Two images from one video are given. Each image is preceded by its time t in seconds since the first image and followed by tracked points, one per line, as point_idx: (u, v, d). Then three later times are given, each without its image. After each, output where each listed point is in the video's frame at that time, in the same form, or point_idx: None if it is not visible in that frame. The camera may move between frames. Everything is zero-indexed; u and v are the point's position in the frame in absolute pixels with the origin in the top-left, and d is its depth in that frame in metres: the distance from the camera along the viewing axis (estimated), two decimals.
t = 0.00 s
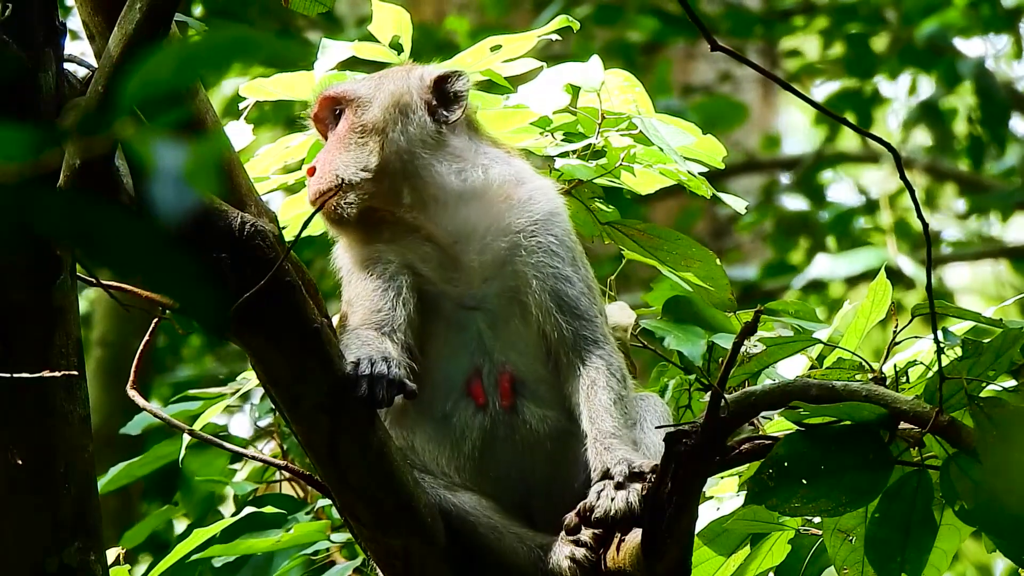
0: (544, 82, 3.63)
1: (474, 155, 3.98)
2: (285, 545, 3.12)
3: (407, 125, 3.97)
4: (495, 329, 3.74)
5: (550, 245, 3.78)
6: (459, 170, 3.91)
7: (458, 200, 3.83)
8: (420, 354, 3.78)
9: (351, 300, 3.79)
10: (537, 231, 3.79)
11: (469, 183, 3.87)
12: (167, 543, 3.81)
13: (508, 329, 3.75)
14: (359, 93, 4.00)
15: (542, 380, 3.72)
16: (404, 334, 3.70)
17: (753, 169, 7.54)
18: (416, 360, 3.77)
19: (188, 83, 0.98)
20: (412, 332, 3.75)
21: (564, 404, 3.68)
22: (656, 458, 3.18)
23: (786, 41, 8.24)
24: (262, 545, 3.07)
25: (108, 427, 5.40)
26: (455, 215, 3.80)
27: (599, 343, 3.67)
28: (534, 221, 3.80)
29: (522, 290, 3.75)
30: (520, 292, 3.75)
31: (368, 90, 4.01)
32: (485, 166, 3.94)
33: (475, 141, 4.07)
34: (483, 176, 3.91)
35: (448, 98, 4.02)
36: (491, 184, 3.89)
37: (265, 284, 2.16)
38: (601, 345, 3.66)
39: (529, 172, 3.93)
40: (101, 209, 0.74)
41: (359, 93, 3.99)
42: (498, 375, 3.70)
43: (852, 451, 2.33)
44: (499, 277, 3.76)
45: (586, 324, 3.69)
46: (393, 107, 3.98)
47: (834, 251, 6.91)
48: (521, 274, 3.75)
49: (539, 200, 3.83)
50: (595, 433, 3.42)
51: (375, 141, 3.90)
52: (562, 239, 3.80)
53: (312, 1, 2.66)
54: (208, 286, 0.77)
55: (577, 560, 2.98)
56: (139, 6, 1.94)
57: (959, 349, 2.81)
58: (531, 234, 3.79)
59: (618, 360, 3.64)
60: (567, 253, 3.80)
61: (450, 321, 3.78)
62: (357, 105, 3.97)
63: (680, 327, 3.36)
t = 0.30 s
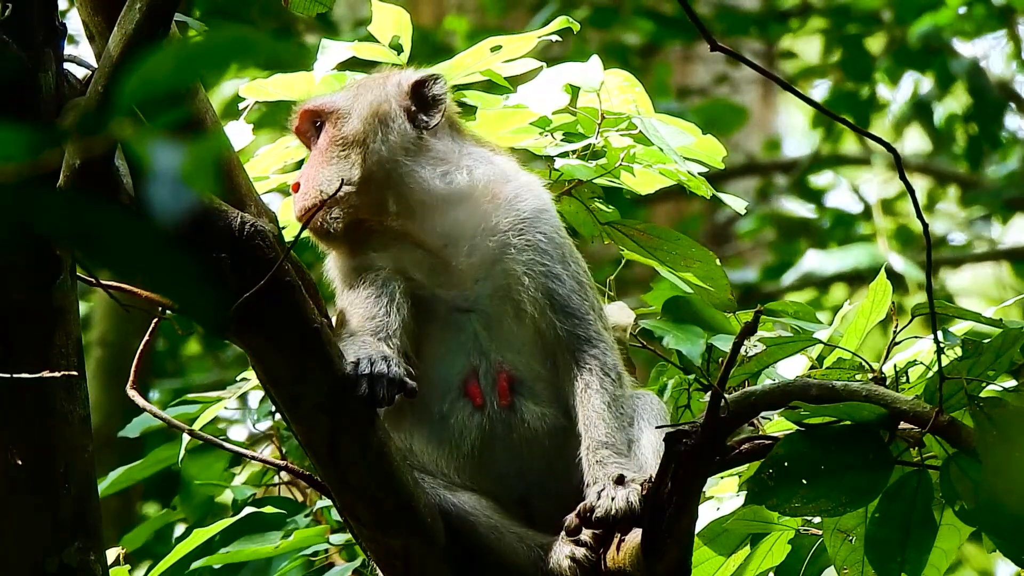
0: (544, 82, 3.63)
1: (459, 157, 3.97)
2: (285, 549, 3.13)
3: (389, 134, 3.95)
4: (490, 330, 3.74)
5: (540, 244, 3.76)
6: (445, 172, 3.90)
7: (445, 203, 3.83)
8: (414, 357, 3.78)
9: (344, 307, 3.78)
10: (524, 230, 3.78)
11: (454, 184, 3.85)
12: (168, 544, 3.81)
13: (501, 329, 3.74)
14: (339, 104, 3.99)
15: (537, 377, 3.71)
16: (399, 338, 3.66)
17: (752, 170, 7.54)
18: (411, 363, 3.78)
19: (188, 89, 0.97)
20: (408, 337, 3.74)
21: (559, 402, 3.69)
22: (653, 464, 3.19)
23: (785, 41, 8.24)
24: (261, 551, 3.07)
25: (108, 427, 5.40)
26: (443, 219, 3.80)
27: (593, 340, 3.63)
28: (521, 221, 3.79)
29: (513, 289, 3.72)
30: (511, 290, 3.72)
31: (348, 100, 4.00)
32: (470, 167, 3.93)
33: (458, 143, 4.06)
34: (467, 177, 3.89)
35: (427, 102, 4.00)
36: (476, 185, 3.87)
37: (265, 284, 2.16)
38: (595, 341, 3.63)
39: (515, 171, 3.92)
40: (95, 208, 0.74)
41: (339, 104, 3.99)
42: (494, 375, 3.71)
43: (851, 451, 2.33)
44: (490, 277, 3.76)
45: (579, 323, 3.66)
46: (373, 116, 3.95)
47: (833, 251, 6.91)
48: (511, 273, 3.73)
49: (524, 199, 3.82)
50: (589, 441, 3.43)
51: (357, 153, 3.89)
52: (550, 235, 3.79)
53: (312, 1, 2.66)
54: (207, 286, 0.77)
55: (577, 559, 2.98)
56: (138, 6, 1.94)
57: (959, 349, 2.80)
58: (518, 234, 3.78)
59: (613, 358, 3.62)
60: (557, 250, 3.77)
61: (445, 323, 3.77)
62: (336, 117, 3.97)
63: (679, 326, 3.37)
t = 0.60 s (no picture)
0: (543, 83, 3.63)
1: (439, 160, 3.93)
2: (283, 548, 3.11)
3: (364, 145, 3.91)
4: (474, 334, 3.74)
5: (518, 245, 3.71)
6: (421, 178, 3.86)
7: (423, 209, 3.79)
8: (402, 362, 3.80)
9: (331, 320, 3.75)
10: (500, 233, 3.73)
11: (431, 190, 3.82)
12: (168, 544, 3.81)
13: (485, 334, 3.74)
14: (315, 113, 3.97)
15: (521, 378, 3.71)
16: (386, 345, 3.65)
17: (752, 170, 7.54)
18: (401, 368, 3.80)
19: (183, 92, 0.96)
20: (395, 343, 3.75)
21: (545, 402, 3.70)
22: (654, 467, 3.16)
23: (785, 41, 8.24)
24: (260, 551, 3.06)
25: (108, 426, 5.39)
26: (421, 225, 3.78)
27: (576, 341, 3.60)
28: (498, 225, 3.75)
29: (492, 293, 3.70)
30: (492, 294, 3.70)
31: (322, 108, 3.98)
32: (448, 170, 3.90)
33: (436, 147, 4.01)
34: (442, 183, 3.84)
35: (400, 107, 3.96)
36: (452, 190, 3.83)
37: (266, 284, 2.16)
38: (578, 341, 3.59)
39: (493, 174, 3.89)
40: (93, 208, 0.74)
41: (314, 113, 3.97)
42: (479, 379, 3.73)
43: (852, 451, 2.34)
44: (470, 281, 3.74)
45: (560, 322, 3.61)
46: (349, 127, 3.92)
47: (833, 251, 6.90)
48: (490, 278, 3.70)
49: (500, 201, 3.78)
50: (578, 441, 3.42)
51: (334, 164, 3.89)
52: (527, 236, 3.74)
53: (312, 1, 2.66)
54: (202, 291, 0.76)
55: (577, 559, 3.01)
56: (138, 6, 1.94)
57: (960, 349, 2.80)
58: (494, 237, 3.73)
59: (600, 354, 3.59)
60: (535, 251, 3.72)
61: (429, 328, 3.78)
62: (313, 128, 3.95)
63: (680, 325, 3.37)
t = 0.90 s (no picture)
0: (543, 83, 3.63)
1: (441, 161, 3.96)
2: (283, 549, 3.12)
3: (368, 146, 3.93)
4: (474, 335, 3.74)
5: (520, 248, 3.73)
6: (424, 179, 3.88)
7: (426, 210, 3.81)
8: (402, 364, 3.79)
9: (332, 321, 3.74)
10: (503, 233, 3.75)
11: (434, 192, 3.84)
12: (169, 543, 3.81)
13: (486, 335, 3.73)
14: (317, 114, 3.98)
15: (521, 380, 3.70)
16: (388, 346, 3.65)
17: (752, 170, 7.54)
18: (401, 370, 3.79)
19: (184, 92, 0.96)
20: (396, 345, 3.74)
21: (545, 403, 3.70)
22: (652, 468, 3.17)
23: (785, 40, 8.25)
24: (260, 553, 3.07)
25: (108, 426, 5.39)
26: (424, 226, 3.79)
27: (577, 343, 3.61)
28: (500, 226, 3.77)
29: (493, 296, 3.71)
30: (493, 296, 3.71)
31: (325, 109, 3.99)
32: (450, 172, 3.92)
33: (438, 149, 4.03)
34: (445, 184, 3.88)
35: (403, 108, 3.97)
36: (455, 192, 3.86)
37: (265, 284, 2.16)
38: (578, 343, 3.60)
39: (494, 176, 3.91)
40: (87, 210, 0.74)
41: (316, 114, 3.98)
42: (479, 380, 3.72)
43: (852, 451, 2.33)
44: (472, 282, 3.75)
45: (562, 323, 3.63)
46: (352, 127, 3.93)
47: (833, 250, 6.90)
48: (491, 279, 3.71)
49: (503, 202, 3.81)
50: (578, 443, 3.42)
51: (338, 165, 3.90)
52: (530, 237, 3.75)
53: (312, 1, 2.66)
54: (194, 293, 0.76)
55: (577, 558, 3.00)
56: (138, 6, 1.94)
57: (960, 349, 2.80)
58: (497, 238, 3.75)
59: (600, 356, 3.60)
60: (537, 252, 3.74)
61: (430, 329, 3.77)
62: (316, 129, 3.96)
63: (681, 326, 3.36)
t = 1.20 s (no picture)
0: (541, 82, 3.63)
1: (456, 159, 3.96)
2: (284, 547, 3.12)
3: (384, 140, 3.93)
4: (481, 334, 3.74)
5: (535, 246, 3.73)
6: (439, 176, 3.87)
7: (439, 207, 3.80)
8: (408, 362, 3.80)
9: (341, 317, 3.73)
10: (517, 232, 3.74)
11: (450, 190, 3.82)
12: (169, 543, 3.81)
13: (494, 335, 3.73)
14: (335, 106, 3.98)
15: (527, 380, 3.71)
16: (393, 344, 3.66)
17: (752, 169, 7.54)
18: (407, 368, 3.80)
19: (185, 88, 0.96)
20: (402, 344, 3.75)
21: (551, 404, 3.69)
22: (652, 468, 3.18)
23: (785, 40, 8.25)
24: (261, 548, 3.06)
25: (107, 426, 5.39)
26: (435, 223, 3.78)
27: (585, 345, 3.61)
28: (515, 224, 3.76)
29: (503, 295, 3.71)
30: (502, 296, 3.71)
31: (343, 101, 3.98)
32: (464, 168, 3.91)
33: (452, 147, 4.04)
34: (461, 180, 3.86)
35: (422, 104, 3.98)
36: (470, 189, 3.84)
37: (265, 284, 2.16)
38: (587, 346, 3.60)
39: (509, 174, 3.90)
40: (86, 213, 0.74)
41: (335, 105, 3.97)
42: (485, 379, 3.71)
43: (851, 450, 2.33)
44: (482, 280, 3.74)
45: (570, 325, 3.63)
46: (369, 121, 3.94)
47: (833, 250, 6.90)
48: (501, 278, 3.72)
49: (518, 199, 3.80)
50: (581, 444, 3.42)
51: (353, 157, 3.88)
52: (544, 237, 3.76)
53: (312, 1, 2.66)
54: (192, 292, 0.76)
55: (577, 557, 3.00)
56: (138, 6, 1.94)
57: (959, 348, 2.80)
58: (511, 235, 3.75)
59: (606, 359, 3.60)
60: (550, 252, 3.75)
61: (436, 328, 3.78)
62: (333, 121, 3.95)
63: (681, 326, 3.36)
